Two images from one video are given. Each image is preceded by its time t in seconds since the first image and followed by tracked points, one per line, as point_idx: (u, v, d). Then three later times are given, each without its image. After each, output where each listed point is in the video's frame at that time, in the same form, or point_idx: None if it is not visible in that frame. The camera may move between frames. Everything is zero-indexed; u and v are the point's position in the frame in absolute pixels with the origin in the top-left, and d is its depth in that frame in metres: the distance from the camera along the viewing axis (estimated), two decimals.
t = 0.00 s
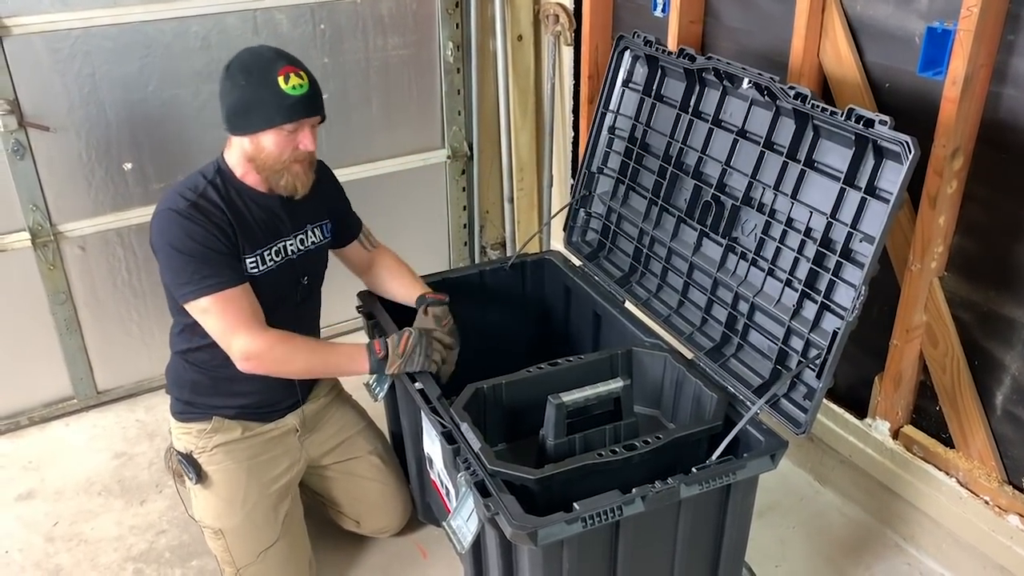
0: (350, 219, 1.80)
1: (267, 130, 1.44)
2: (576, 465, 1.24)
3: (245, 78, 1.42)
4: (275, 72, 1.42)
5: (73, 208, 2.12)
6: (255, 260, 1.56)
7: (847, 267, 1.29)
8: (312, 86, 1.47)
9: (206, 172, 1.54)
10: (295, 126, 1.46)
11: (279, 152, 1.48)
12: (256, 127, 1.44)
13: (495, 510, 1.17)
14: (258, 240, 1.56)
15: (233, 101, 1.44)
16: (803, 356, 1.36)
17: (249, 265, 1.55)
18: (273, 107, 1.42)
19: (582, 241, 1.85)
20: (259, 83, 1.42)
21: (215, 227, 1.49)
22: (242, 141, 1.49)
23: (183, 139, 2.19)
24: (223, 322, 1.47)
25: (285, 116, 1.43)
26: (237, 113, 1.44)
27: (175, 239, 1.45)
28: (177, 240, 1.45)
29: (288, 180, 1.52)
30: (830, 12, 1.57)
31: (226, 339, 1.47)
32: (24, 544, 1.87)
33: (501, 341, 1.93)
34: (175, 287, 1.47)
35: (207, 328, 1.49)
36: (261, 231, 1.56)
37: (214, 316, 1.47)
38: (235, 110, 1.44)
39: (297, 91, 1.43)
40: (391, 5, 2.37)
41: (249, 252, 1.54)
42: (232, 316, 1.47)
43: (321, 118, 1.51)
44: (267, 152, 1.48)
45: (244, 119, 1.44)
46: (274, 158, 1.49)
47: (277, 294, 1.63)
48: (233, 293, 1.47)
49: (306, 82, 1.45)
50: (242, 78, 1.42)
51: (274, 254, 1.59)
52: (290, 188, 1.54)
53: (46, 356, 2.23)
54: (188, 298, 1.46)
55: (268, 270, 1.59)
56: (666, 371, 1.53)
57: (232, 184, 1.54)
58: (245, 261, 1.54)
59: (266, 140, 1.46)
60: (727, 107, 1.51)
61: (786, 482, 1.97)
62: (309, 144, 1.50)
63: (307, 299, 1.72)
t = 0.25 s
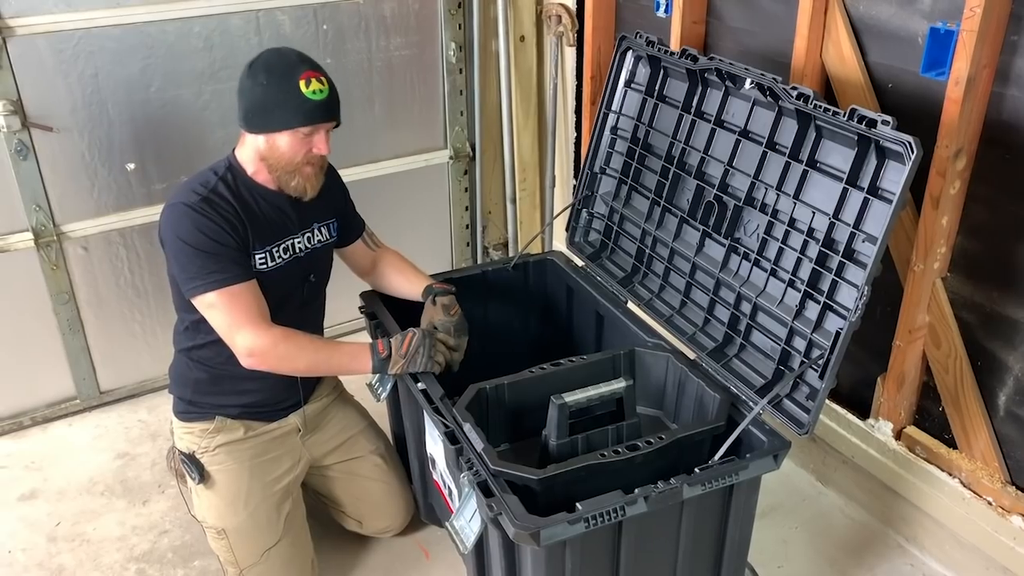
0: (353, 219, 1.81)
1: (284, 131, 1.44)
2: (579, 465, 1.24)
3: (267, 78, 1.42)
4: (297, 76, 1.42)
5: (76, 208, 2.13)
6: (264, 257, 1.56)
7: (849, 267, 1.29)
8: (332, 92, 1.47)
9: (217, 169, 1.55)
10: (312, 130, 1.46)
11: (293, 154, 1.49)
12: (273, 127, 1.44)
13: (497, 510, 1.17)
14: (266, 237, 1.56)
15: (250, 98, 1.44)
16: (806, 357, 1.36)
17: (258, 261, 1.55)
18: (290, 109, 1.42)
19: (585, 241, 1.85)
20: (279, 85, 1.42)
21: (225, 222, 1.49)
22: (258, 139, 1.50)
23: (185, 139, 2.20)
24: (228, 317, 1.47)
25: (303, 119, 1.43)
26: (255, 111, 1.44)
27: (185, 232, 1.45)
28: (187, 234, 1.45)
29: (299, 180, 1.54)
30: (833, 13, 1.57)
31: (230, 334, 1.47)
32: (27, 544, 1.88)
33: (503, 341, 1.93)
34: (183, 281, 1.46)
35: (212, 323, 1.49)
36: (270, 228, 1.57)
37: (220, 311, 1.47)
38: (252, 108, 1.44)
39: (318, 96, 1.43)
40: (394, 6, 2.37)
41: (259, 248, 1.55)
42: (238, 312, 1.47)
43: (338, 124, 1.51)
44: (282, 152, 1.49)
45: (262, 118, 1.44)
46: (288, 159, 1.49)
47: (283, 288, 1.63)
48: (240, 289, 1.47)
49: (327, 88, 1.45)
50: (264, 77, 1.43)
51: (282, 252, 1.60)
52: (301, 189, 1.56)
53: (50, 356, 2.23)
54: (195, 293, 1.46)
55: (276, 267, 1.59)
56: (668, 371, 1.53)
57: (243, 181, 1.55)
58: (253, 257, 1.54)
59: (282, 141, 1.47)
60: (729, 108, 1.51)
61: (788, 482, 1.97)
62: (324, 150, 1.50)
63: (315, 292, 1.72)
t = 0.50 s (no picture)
0: (354, 217, 1.81)
1: (292, 127, 1.45)
2: (581, 465, 1.24)
3: (275, 74, 1.43)
4: (304, 72, 1.43)
5: (78, 208, 2.13)
6: (269, 254, 1.57)
7: (852, 268, 1.29)
8: (339, 89, 1.48)
9: (223, 166, 1.55)
10: (319, 126, 1.47)
11: (301, 150, 1.49)
12: (281, 123, 1.44)
13: (500, 510, 1.17)
14: (273, 235, 1.57)
15: (258, 95, 1.44)
16: (809, 357, 1.36)
17: (263, 258, 1.56)
18: (298, 105, 1.43)
19: (587, 241, 1.85)
20: (287, 81, 1.43)
21: (233, 220, 1.49)
22: (265, 136, 1.49)
23: (188, 139, 2.20)
24: (232, 316, 1.46)
25: (311, 115, 1.44)
26: (262, 107, 1.45)
27: (193, 230, 1.45)
28: (194, 232, 1.45)
29: (305, 178, 1.53)
30: (836, 13, 1.57)
31: (234, 334, 1.47)
32: (29, 543, 1.88)
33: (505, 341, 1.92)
34: (191, 280, 1.46)
35: (215, 321, 1.49)
36: (276, 225, 1.57)
37: (224, 311, 1.46)
38: (261, 104, 1.45)
39: (325, 92, 1.44)
40: (396, 6, 2.37)
41: (264, 246, 1.55)
42: (243, 311, 1.47)
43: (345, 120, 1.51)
44: (290, 149, 1.48)
45: (270, 113, 1.44)
46: (296, 155, 1.49)
47: (289, 284, 1.64)
48: (244, 288, 1.47)
49: (334, 85, 1.46)
50: (272, 73, 1.43)
51: (288, 250, 1.60)
52: (306, 186, 1.55)
53: (52, 356, 2.24)
54: (200, 292, 1.46)
55: (281, 264, 1.60)
56: (671, 371, 1.53)
57: (250, 178, 1.55)
58: (259, 255, 1.55)
59: (290, 137, 1.47)
60: (732, 108, 1.51)
61: (791, 483, 1.97)
62: (331, 146, 1.51)
63: (313, 296, 1.72)
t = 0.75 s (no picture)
0: (362, 215, 1.82)
1: (307, 120, 1.45)
2: (582, 464, 1.24)
3: (285, 70, 1.44)
4: (313, 65, 1.44)
5: (80, 206, 2.13)
6: (280, 254, 1.57)
7: (854, 267, 1.29)
8: (348, 79, 1.49)
9: (237, 163, 1.55)
10: (334, 116, 1.47)
11: (317, 143, 1.48)
12: (295, 118, 1.45)
13: (501, 510, 1.17)
14: (285, 235, 1.57)
15: (270, 91, 1.45)
16: (811, 357, 1.36)
17: (275, 258, 1.56)
18: (312, 97, 1.43)
19: (588, 240, 1.84)
20: (297, 76, 1.43)
21: (247, 220, 1.49)
22: (278, 134, 1.49)
23: (189, 137, 2.20)
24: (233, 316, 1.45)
25: (324, 105, 1.44)
26: (274, 104, 1.45)
27: (209, 229, 1.45)
28: (210, 230, 1.45)
29: (321, 173, 1.54)
30: (838, 13, 1.57)
31: (235, 335, 1.45)
32: (31, 541, 1.88)
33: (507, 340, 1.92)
34: (201, 277, 1.46)
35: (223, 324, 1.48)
36: (289, 224, 1.58)
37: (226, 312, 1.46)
38: (273, 102, 1.45)
39: (335, 82, 1.45)
40: (398, 4, 2.37)
41: (276, 246, 1.56)
42: (243, 310, 1.45)
43: (355, 111, 1.52)
44: (304, 142, 1.48)
45: (283, 110, 1.45)
46: (311, 149, 1.49)
47: (296, 282, 1.64)
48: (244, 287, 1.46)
49: (343, 74, 1.47)
50: (282, 70, 1.44)
51: (298, 248, 1.61)
52: (322, 182, 1.55)
53: (54, 354, 2.24)
54: (206, 293, 1.46)
55: (292, 263, 1.60)
56: (672, 371, 1.53)
57: (264, 177, 1.55)
58: (271, 255, 1.55)
59: (305, 130, 1.47)
60: (734, 107, 1.51)
61: (792, 483, 1.96)
62: (346, 137, 1.50)
63: (320, 296, 1.72)
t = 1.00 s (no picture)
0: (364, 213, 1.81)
1: (311, 120, 1.46)
2: (583, 464, 1.24)
3: (289, 69, 1.44)
4: (315, 63, 1.44)
5: (81, 204, 2.13)
6: (294, 251, 1.57)
7: (856, 267, 1.29)
8: (351, 77, 1.49)
9: (248, 160, 1.54)
10: (337, 115, 1.47)
11: (321, 143, 1.49)
12: (299, 117, 1.45)
13: (501, 509, 1.17)
14: (296, 232, 1.57)
15: (275, 90, 1.46)
16: (811, 356, 1.36)
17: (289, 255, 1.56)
18: (317, 96, 1.44)
19: (589, 240, 1.84)
20: (299, 75, 1.44)
21: (265, 215, 1.48)
22: (285, 133, 1.50)
23: (190, 135, 2.20)
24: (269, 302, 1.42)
25: (327, 104, 1.45)
26: (279, 103, 1.46)
27: (229, 224, 1.44)
28: (230, 225, 1.44)
29: (331, 170, 1.52)
30: (840, 12, 1.57)
31: (274, 320, 1.42)
32: (31, 539, 1.88)
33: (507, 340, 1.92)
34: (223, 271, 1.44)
35: (257, 314, 1.45)
36: (301, 221, 1.58)
37: (261, 299, 1.43)
38: (277, 100, 1.46)
39: (338, 81, 1.45)
40: (399, 3, 2.36)
41: (290, 242, 1.56)
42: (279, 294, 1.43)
43: (360, 108, 1.52)
44: (310, 142, 1.49)
45: (286, 108, 1.46)
46: (318, 148, 1.49)
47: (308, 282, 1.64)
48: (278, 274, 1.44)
49: (346, 73, 1.47)
50: (286, 69, 1.44)
51: (308, 245, 1.61)
52: (333, 178, 1.54)
53: (54, 352, 2.24)
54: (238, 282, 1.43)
55: (303, 261, 1.60)
56: (673, 371, 1.53)
57: (275, 174, 1.54)
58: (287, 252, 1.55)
59: (310, 130, 1.47)
60: (735, 107, 1.51)
61: (793, 483, 1.96)
62: (350, 134, 1.51)
63: (331, 291, 1.72)
